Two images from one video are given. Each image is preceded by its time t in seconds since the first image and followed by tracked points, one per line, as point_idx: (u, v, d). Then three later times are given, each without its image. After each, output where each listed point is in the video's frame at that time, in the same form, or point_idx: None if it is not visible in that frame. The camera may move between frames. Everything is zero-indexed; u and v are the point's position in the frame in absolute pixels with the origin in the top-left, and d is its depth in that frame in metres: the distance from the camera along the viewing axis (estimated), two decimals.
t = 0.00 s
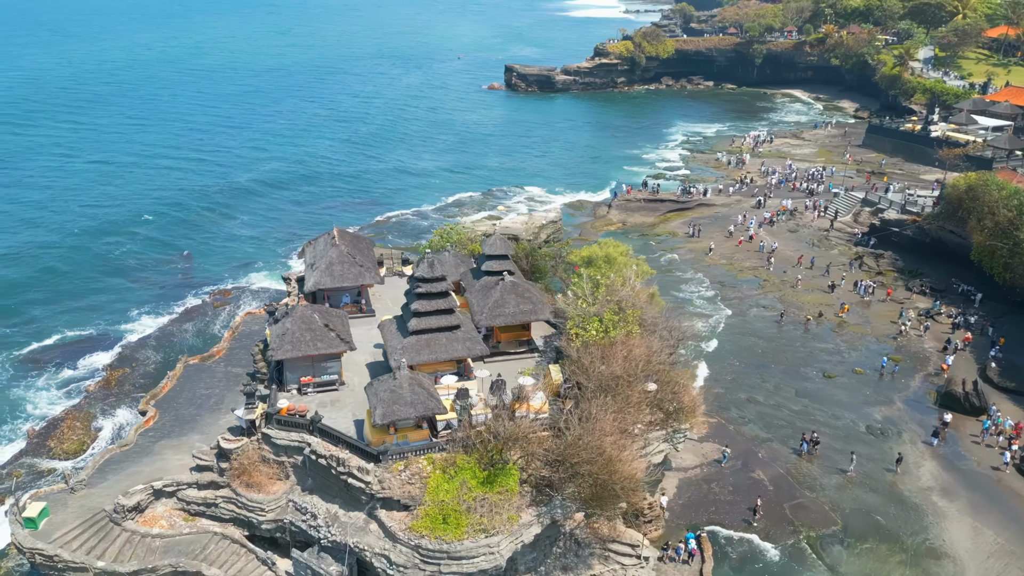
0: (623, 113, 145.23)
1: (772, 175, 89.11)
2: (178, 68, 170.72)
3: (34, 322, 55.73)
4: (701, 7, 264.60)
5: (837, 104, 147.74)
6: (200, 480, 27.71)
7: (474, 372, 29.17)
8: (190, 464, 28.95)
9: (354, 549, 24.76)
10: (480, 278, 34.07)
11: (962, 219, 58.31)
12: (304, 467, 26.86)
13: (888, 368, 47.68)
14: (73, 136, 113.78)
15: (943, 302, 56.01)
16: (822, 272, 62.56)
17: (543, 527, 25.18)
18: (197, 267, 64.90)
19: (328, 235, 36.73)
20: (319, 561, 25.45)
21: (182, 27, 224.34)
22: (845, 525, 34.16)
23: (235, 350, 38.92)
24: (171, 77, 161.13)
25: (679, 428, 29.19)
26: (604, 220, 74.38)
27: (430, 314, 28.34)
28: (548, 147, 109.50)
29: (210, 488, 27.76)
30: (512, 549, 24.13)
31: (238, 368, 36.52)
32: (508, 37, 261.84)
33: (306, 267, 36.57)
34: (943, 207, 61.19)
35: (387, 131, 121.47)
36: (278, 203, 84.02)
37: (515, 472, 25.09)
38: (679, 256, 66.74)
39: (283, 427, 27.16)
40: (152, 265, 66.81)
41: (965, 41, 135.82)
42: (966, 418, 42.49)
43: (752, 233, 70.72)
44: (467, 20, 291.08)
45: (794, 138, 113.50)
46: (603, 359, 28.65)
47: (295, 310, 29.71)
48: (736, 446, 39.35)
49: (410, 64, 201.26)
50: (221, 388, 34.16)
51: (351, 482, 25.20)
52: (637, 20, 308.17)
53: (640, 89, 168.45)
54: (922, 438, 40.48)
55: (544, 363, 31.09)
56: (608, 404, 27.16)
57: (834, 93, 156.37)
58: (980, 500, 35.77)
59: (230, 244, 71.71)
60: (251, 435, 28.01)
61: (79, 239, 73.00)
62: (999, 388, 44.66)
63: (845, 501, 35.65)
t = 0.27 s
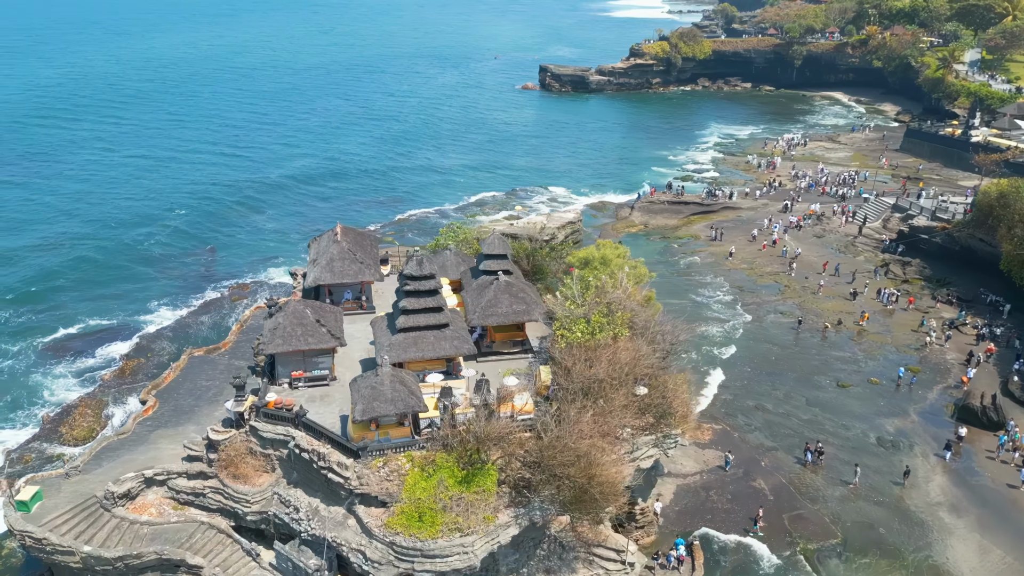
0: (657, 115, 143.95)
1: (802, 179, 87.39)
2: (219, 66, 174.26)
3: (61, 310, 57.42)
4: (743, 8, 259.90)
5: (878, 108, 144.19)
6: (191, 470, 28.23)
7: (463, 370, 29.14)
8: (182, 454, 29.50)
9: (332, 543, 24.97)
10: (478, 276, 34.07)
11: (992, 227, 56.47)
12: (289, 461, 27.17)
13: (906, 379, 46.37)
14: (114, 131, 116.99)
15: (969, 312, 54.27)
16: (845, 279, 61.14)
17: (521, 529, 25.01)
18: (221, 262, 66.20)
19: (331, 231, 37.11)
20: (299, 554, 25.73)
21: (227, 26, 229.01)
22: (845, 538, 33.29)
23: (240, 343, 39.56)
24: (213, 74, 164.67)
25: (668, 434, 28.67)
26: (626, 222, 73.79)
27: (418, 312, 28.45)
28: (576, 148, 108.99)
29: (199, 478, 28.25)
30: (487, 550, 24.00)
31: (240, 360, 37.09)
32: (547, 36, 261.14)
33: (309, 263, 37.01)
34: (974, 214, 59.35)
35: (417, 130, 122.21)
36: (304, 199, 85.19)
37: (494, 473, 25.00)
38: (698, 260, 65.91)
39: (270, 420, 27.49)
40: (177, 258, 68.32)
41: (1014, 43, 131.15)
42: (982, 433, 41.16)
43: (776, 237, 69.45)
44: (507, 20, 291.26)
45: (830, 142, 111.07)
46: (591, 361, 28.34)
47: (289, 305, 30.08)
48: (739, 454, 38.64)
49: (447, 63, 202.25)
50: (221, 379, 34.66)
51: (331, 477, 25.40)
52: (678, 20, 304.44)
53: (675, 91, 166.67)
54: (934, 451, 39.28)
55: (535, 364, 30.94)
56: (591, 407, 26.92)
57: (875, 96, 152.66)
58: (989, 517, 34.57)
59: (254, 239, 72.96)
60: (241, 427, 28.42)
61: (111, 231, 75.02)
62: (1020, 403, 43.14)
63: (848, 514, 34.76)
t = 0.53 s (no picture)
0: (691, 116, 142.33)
1: (833, 183, 85.52)
2: (260, 64, 177.42)
3: (88, 299, 59.02)
4: (786, 8, 254.06)
5: (921, 111, 140.26)
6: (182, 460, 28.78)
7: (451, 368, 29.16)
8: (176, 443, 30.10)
9: (311, 537, 25.21)
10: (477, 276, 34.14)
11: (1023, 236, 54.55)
12: (275, 454, 27.51)
13: (923, 391, 45.02)
14: (153, 126, 119.94)
15: (996, 323, 52.52)
16: (869, 286, 59.64)
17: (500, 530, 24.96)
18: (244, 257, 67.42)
19: (333, 228, 37.50)
20: (280, 546, 26.05)
21: (270, 25, 232.95)
22: (844, 552, 32.42)
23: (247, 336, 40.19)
24: (253, 72, 167.72)
25: (658, 438, 28.11)
26: (648, 224, 73.06)
27: (406, 309, 28.62)
28: (605, 148, 108.26)
29: (190, 467, 28.80)
30: (462, 551, 23.90)
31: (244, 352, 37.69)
32: (586, 37, 259.85)
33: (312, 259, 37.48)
34: (1005, 222, 57.41)
35: (448, 129, 122.71)
36: (331, 196, 86.24)
37: (472, 474, 24.92)
38: (719, 263, 64.96)
39: (258, 413, 27.86)
40: (203, 251, 69.75)
41: None
42: (999, 449, 39.80)
43: (800, 242, 68.10)
44: (547, 20, 290.66)
45: (866, 146, 108.46)
46: (578, 365, 27.99)
47: (282, 300, 30.45)
48: (742, 462, 37.93)
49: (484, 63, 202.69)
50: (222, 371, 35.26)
51: (312, 471, 25.64)
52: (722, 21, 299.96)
53: (712, 92, 164.59)
54: (946, 465, 38.11)
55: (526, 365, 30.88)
56: (574, 411, 26.72)
57: (919, 99, 148.56)
58: (997, 536, 33.37)
59: (278, 235, 74.09)
60: (231, 420, 28.86)
61: (141, 224, 76.88)
62: None
63: (849, 527, 33.86)
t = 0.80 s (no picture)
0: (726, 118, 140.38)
1: (865, 188, 83.48)
2: (299, 62, 180.19)
3: (114, 289, 60.57)
4: (832, 8, 248.15)
5: (966, 116, 136.08)
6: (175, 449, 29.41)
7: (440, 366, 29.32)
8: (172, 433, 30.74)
9: (290, 529, 25.53)
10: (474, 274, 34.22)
11: None
12: (262, 446, 27.90)
13: (940, 404, 43.67)
14: (192, 122, 122.63)
15: None
16: (893, 294, 58.07)
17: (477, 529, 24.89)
18: (267, 253, 68.55)
19: (337, 225, 37.84)
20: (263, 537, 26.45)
21: (312, 24, 236.43)
22: (841, 566, 31.60)
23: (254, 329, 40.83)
24: (292, 70, 170.43)
25: (646, 443, 28.21)
26: (670, 226, 72.25)
27: (395, 307, 28.82)
28: (634, 150, 107.36)
29: (182, 457, 29.37)
30: (436, 549, 23.90)
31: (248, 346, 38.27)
32: (626, 37, 258.02)
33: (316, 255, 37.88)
34: None
35: (479, 128, 122.98)
36: (357, 193, 87.16)
37: (450, 472, 24.93)
38: (739, 267, 63.92)
39: (247, 406, 28.26)
40: (228, 245, 71.06)
41: None
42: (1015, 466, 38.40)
43: (825, 248, 66.64)
44: (587, 20, 289.49)
45: (904, 150, 105.62)
46: (563, 365, 27.84)
47: (277, 295, 30.85)
48: (743, 470, 37.23)
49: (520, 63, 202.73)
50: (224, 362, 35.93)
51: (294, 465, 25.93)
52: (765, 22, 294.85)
53: (749, 94, 162.10)
54: (957, 480, 36.94)
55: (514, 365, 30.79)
56: (556, 414, 26.71)
57: (965, 103, 144.10)
58: (1004, 557, 32.21)
59: (302, 231, 75.13)
60: (222, 412, 29.34)
61: (172, 217, 78.63)
62: None
63: (848, 540, 32.99)
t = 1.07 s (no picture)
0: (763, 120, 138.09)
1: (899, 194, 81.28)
2: (339, 61, 182.50)
3: (140, 279, 62.04)
4: (880, 9, 241.65)
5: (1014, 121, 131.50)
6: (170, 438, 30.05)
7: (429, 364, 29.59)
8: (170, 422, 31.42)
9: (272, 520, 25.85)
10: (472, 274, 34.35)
11: None
12: (251, 438, 28.32)
13: (957, 417, 42.32)
14: (231, 118, 125.09)
15: None
16: (918, 303, 56.43)
17: (455, 528, 24.91)
18: (290, 249, 69.59)
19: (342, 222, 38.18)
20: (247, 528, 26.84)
21: (354, 23, 239.22)
22: None
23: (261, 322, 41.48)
24: (331, 69, 172.70)
25: (635, 447, 28.14)
26: (693, 229, 71.31)
27: (386, 304, 29.05)
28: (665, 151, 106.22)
29: (177, 446, 29.99)
30: (411, 546, 23.98)
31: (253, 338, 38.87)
32: (667, 38, 255.45)
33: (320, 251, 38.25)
34: None
35: (510, 127, 122.98)
36: (383, 190, 87.90)
37: (429, 470, 25.02)
38: (760, 272, 62.80)
39: (237, 398, 28.71)
40: (253, 239, 72.28)
41: None
42: None
43: (851, 254, 65.09)
44: (629, 20, 287.27)
45: (945, 155, 102.56)
46: (547, 367, 27.53)
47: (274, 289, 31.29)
48: (744, 478, 36.55)
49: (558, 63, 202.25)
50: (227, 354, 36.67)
51: (278, 458, 26.28)
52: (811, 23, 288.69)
53: (788, 96, 159.15)
54: (968, 496, 35.78)
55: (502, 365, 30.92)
56: (539, 415, 26.68)
57: (1014, 108, 139.28)
58: None
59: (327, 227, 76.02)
60: (216, 403, 29.85)
61: (202, 211, 80.26)
62: None
63: (847, 554, 32.14)
